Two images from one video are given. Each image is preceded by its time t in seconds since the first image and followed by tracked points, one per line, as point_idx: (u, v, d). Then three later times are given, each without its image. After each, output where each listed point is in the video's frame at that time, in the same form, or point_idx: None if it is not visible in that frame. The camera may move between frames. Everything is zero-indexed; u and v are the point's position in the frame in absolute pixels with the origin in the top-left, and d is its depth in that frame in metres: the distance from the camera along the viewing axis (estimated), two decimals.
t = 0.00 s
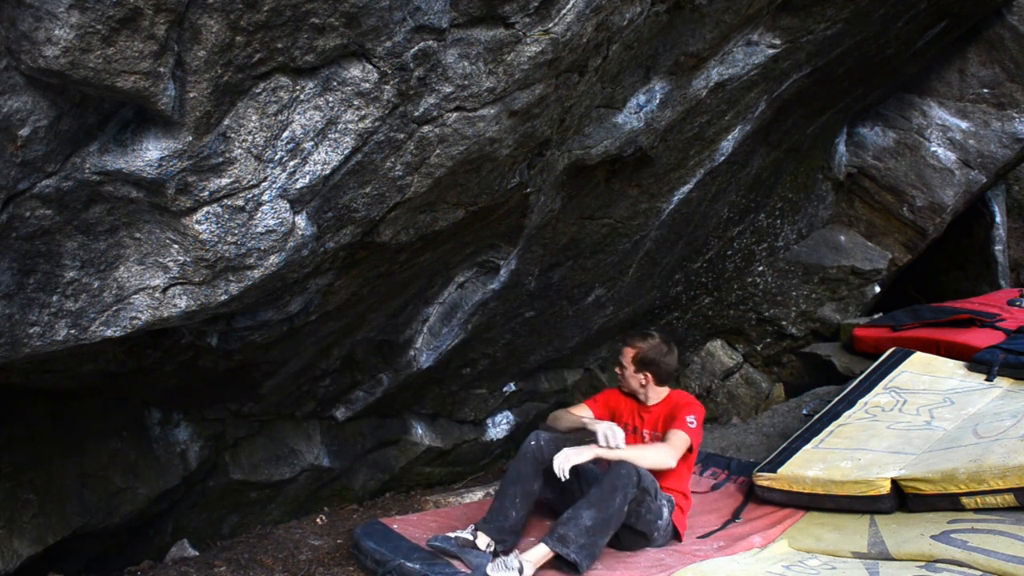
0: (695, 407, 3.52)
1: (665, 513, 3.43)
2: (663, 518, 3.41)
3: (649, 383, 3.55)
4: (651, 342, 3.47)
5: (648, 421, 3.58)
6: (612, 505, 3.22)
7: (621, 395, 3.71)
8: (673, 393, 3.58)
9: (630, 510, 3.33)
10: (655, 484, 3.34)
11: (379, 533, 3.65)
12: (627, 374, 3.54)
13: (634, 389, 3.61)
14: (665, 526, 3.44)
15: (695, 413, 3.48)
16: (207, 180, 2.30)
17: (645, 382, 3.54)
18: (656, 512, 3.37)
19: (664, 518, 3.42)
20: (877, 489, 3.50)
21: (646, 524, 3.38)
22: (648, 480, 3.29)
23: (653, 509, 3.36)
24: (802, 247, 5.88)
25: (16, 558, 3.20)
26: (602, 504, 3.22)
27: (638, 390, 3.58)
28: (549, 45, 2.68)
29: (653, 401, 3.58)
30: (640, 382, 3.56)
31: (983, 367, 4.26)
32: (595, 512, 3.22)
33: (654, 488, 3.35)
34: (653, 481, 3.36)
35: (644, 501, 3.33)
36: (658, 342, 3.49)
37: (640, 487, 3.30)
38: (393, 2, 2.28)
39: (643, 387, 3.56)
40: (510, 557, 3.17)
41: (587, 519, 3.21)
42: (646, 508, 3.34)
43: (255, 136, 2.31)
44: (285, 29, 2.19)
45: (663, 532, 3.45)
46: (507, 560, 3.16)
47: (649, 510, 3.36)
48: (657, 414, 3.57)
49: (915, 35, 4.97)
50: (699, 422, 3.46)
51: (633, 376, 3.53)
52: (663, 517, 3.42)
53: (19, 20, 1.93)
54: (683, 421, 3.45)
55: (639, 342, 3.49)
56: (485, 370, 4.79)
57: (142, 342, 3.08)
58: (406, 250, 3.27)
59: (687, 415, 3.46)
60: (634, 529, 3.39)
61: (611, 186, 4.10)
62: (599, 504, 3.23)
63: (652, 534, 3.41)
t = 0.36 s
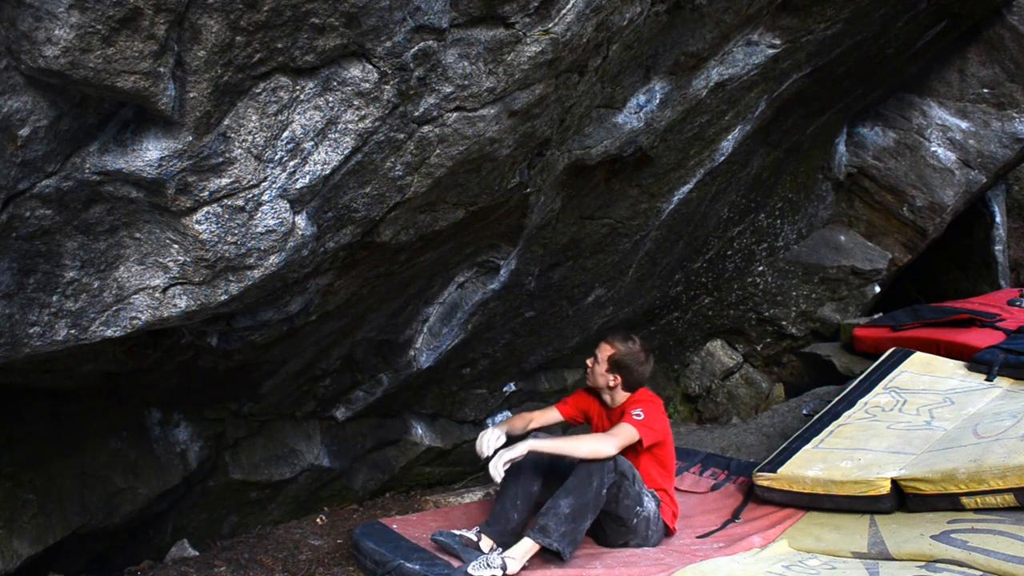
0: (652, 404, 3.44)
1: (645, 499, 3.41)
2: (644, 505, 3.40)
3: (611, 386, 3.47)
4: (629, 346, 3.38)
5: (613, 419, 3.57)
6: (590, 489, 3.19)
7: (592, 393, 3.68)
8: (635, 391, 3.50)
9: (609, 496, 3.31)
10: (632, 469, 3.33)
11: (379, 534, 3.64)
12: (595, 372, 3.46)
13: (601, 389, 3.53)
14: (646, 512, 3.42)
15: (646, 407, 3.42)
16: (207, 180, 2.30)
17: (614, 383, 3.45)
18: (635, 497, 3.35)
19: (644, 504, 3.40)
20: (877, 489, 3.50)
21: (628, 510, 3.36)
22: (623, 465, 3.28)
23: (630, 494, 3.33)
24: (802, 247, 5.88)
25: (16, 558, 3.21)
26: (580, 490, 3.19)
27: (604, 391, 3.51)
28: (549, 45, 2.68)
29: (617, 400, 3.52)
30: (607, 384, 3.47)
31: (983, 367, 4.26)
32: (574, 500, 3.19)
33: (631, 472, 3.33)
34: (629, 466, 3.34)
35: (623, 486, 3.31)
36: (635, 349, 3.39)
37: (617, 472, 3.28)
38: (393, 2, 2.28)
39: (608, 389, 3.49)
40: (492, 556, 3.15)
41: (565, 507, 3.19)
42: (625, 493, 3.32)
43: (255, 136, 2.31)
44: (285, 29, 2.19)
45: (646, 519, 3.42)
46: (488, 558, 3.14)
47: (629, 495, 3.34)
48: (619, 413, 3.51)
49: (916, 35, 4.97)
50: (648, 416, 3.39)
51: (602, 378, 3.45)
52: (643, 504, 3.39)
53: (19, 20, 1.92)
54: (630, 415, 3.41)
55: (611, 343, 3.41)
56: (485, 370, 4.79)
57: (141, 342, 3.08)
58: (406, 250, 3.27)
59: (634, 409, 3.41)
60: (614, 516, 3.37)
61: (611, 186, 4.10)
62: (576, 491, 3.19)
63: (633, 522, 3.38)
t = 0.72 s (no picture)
0: (640, 411, 3.41)
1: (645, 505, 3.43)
2: (645, 511, 3.41)
3: (596, 396, 3.43)
4: (604, 354, 3.33)
5: (599, 428, 3.53)
6: (597, 504, 3.18)
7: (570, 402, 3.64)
8: (618, 396, 3.48)
9: (613, 506, 3.30)
10: (633, 476, 3.35)
11: (378, 534, 3.64)
12: (573, 385, 3.41)
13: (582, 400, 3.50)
14: (647, 518, 3.43)
15: (636, 415, 3.38)
16: (207, 180, 2.30)
17: (595, 394, 3.41)
18: (637, 504, 3.37)
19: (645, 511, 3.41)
20: (877, 489, 3.50)
21: (629, 517, 3.36)
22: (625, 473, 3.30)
23: (632, 502, 3.34)
24: (802, 247, 5.88)
25: (16, 557, 3.21)
26: (586, 505, 3.17)
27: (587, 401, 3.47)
28: (548, 45, 2.68)
29: (600, 409, 3.50)
30: (588, 394, 3.42)
31: (983, 368, 4.26)
32: (580, 513, 3.16)
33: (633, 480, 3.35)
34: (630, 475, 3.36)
35: (625, 494, 3.32)
36: (611, 356, 3.35)
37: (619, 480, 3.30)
38: (393, 2, 2.28)
39: (592, 399, 3.45)
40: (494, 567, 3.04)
41: (572, 520, 3.15)
42: (626, 501, 3.33)
43: (255, 136, 2.31)
44: (285, 29, 2.19)
45: (646, 524, 3.43)
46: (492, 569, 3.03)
47: (631, 503, 3.34)
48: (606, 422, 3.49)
49: (916, 35, 4.97)
50: (641, 424, 3.35)
51: (582, 389, 3.40)
52: (644, 510, 3.41)
53: (19, 20, 1.92)
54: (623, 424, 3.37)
55: (584, 354, 3.35)
56: (485, 370, 4.78)
57: (141, 342, 3.08)
58: (406, 250, 3.27)
59: (626, 418, 3.37)
60: (615, 524, 3.37)
61: (611, 186, 4.10)
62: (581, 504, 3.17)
63: (635, 529, 3.39)
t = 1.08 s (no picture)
0: (646, 410, 3.40)
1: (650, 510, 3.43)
2: (650, 516, 3.41)
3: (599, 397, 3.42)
4: (605, 357, 3.31)
5: (604, 428, 3.52)
6: (604, 508, 3.18)
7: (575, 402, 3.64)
8: (624, 396, 3.47)
9: (618, 511, 3.30)
10: (641, 483, 3.35)
11: (378, 534, 3.64)
12: (577, 389, 3.41)
13: (586, 402, 3.49)
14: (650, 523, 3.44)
15: (643, 415, 3.38)
16: (207, 180, 2.30)
17: (599, 396, 3.41)
18: (643, 510, 3.37)
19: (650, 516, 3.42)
20: (877, 489, 3.50)
21: (632, 522, 3.36)
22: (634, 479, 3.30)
23: (638, 508, 3.35)
24: (802, 247, 5.88)
25: (16, 558, 3.22)
26: (593, 509, 3.17)
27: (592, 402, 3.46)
28: (548, 45, 2.68)
29: (606, 409, 3.49)
30: (593, 397, 3.43)
31: (983, 367, 4.27)
32: (588, 517, 3.16)
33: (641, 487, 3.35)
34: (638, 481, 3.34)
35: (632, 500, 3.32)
36: (613, 358, 3.33)
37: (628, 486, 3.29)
38: (393, 2, 2.28)
39: (596, 400, 3.44)
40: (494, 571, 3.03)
41: (579, 523, 3.15)
42: (632, 507, 3.33)
43: (255, 136, 2.31)
44: (285, 29, 2.19)
45: (649, 528, 3.44)
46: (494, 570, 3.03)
47: (636, 509, 3.34)
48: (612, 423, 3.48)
49: (916, 35, 4.97)
50: (648, 424, 3.35)
51: (586, 391, 3.40)
52: (648, 515, 3.41)
53: (19, 20, 1.92)
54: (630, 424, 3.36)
55: (585, 358, 3.34)
56: (485, 370, 4.78)
57: (141, 342, 3.09)
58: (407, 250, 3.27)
59: (632, 418, 3.36)
60: (620, 529, 3.37)
61: (611, 186, 4.10)
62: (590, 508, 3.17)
63: (640, 533, 3.40)
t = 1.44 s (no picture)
0: (642, 414, 3.40)
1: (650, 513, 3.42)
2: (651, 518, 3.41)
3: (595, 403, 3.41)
4: (597, 370, 3.30)
5: (601, 434, 3.51)
6: (605, 512, 3.17)
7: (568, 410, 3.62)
8: (619, 400, 3.46)
9: (620, 513, 3.29)
10: (642, 485, 3.34)
11: (378, 534, 3.64)
12: (572, 398, 3.40)
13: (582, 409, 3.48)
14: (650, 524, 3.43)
15: (639, 418, 3.38)
16: (206, 180, 2.30)
17: (595, 405, 3.40)
18: (644, 513, 3.36)
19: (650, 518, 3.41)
20: (877, 489, 3.50)
21: (633, 525, 3.36)
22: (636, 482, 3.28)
23: (640, 510, 3.34)
24: (802, 247, 5.88)
25: (16, 557, 3.23)
26: (594, 512, 3.16)
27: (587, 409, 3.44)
28: (549, 45, 2.68)
29: (602, 414, 3.48)
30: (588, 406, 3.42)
31: (983, 368, 4.27)
32: (589, 521, 3.16)
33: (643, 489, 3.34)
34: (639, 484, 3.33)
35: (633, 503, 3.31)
36: (605, 369, 3.32)
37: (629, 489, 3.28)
38: (393, 2, 2.28)
39: (591, 407, 3.43)
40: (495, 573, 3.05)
41: (580, 526, 3.15)
42: (632, 510, 3.32)
43: (255, 136, 2.31)
44: (285, 29, 2.18)
45: (650, 530, 3.43)
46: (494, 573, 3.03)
47: (637, 511, 3.34)
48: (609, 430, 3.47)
49: (916, 35, 4.97)
50: (646, 427, 3.34)
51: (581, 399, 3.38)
52: (649, 517, 3.40)
53: (19, 20, 1.92)
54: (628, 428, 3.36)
55: (577, 371, 3.33)
56: (485, 370, 4.78)
57: (141, 342, 3.09)
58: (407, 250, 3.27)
59: (630, 422, 3.35)
60: (620, 531, 3.37)
61: (611, 186, 4.10)
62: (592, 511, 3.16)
63: (640, 535, 3.40)
